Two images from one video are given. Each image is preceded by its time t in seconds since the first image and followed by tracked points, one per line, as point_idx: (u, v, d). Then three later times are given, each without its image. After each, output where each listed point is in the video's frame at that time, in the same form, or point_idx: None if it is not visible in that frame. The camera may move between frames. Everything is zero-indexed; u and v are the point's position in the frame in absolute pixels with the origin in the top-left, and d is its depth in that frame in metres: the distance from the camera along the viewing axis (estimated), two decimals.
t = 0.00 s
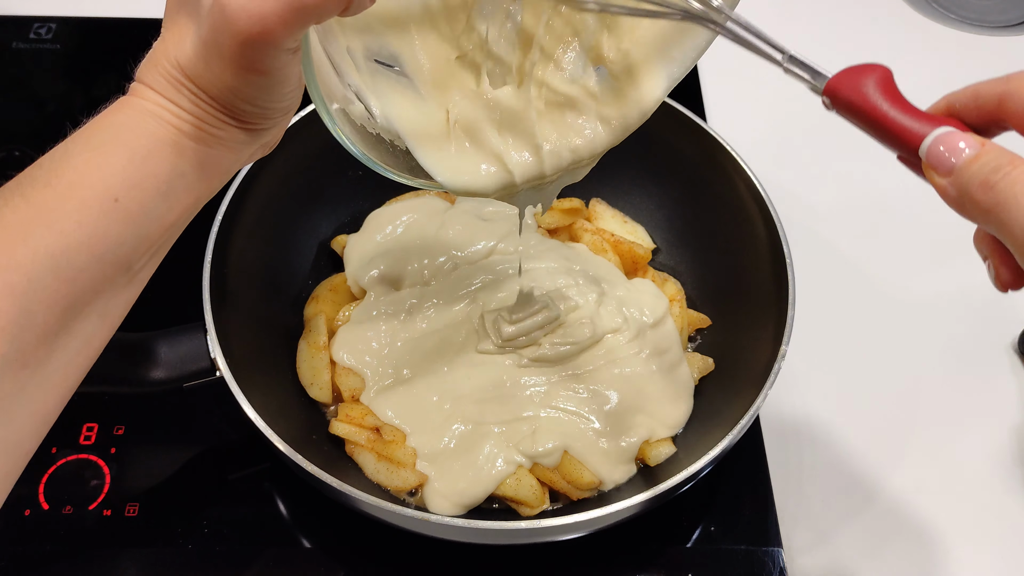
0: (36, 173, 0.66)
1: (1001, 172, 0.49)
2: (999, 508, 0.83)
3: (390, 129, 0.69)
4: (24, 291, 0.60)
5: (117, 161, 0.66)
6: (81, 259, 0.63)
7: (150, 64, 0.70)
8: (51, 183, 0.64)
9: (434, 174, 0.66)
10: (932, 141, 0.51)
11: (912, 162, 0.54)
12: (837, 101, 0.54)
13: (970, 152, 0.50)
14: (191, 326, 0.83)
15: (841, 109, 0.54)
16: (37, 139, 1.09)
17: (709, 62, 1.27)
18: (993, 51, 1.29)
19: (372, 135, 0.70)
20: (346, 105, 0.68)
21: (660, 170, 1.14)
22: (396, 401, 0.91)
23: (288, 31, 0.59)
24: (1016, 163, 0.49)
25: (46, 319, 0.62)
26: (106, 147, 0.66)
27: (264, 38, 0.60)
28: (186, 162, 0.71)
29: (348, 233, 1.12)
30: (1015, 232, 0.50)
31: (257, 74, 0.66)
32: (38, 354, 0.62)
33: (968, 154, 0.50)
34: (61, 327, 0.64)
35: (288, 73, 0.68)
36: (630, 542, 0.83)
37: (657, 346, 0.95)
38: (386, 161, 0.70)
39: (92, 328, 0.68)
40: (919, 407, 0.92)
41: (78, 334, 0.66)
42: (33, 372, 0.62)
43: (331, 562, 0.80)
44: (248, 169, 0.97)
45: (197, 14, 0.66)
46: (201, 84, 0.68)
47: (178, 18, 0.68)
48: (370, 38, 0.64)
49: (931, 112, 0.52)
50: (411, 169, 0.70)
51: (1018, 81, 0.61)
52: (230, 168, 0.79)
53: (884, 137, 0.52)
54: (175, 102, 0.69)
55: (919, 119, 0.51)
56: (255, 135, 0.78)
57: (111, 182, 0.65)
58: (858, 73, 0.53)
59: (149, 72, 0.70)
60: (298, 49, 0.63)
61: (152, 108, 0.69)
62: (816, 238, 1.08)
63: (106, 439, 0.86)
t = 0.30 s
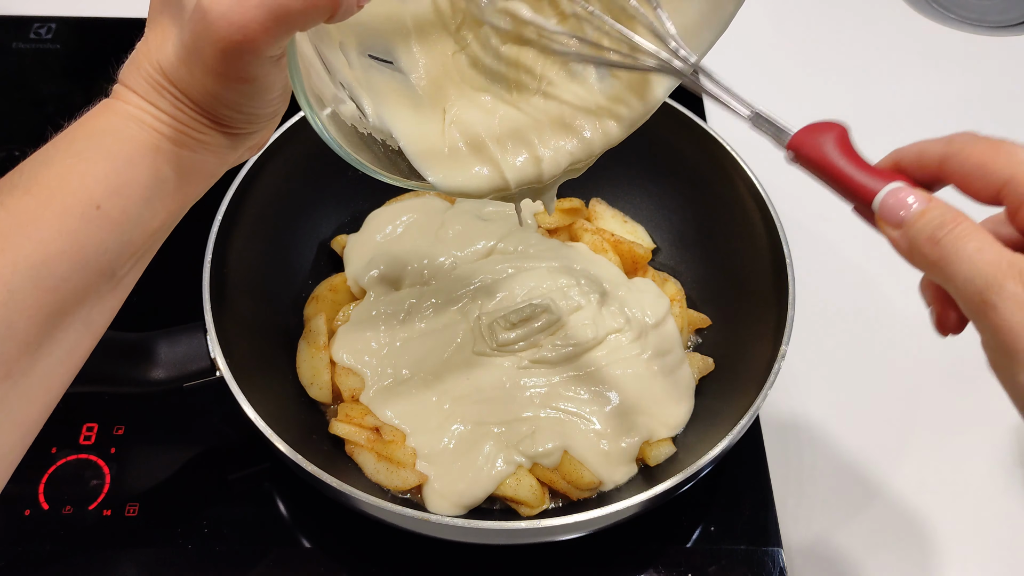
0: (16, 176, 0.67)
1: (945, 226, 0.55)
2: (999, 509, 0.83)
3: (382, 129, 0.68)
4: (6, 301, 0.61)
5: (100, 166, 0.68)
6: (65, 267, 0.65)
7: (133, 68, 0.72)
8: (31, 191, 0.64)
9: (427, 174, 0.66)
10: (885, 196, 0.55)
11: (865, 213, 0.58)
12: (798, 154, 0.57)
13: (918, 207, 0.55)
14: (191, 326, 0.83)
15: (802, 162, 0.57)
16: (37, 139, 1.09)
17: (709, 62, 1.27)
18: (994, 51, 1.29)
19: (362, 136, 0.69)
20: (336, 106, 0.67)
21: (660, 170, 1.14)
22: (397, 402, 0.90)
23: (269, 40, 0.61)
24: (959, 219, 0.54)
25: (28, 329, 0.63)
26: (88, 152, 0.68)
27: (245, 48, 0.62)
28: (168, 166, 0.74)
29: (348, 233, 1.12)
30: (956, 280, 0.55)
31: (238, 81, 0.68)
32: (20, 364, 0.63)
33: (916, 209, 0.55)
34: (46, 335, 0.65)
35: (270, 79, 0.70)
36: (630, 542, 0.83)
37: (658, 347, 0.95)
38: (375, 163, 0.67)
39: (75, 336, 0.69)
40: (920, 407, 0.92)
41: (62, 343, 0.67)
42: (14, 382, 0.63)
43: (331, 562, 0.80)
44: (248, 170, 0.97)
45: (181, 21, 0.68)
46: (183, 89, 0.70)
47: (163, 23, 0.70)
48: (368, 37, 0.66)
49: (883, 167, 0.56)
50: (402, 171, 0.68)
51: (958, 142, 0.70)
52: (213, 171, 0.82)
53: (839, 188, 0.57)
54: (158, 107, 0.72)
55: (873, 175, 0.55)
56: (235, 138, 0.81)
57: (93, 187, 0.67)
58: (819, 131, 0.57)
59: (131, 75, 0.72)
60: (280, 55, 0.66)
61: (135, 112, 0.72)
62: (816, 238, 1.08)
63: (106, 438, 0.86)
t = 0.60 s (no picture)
0: (23, 182, 0.68)
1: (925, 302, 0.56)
2: (998, 509, 0.83)
3: (384, 135, 0.67)
4: (11, 305, 0.61)
5: (103, 169, 0.67)
6: (68, 270, 0.65)
7: (138, 72, 0.72)
8: (36, 195, 0.65)
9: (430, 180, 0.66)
10: (859, 280, 0.57)
11: (840, 303, 0.60)
12: (765, 250, 0.59)
13: (896, 287, 0.57)
14: (191, 326, 0.83)
15: (770, 256, 0.59)
16: (37, 139, 1.09)
17: (709, 62, 1.27)
18: (994, 51, 1.29)
19: (363, 140, 0.69)
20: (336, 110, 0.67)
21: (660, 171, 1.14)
22: (396, 402, 0.90)
23: (270, 39, 0.61)
24: (943, 291, 0.56)
25: (32, 331, 0.63)
26: (92, 155, 0.67)
27: (248, 46, 0.62)
28: (173, 170, 0.73)
29: (348, 233, 1.12)
30: (960, 350, 0.54)
31: (243, 82, 0.67)
32: (26, 367, 0.64)
33: (894, 290, 0.57)
34: (49, 337, 0.65)
35: (276, 79, 0.69)
36: (630, 542, 0.83)
37: (658, 348, 0.95)
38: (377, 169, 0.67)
39: (81, 338, 0.69)
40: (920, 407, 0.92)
41: (67, 344, 0.68)
42: (19, 384, 0.64)
43: (331, 562, 0.80)
44: (248, 170, 0.97)
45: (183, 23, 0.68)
46: (188, 92, 0.70)
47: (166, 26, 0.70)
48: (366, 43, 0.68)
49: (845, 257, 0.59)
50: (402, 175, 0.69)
51: (912, 232, 0.76)
52: (219, 175, 0.81)
53: (812, 277, 0.59)
54: (163, 110, 0.71)
55: (839, 264, 0.58)
56: (242, 142, 0.80)
57: (96, 190, 0.66)
58: (780, 227, 0.59)
59: (136, 79, 0.72)
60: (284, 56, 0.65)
61: (140, 116, 0.71)
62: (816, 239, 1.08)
63: (106, 438, 0.86)
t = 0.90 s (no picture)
0: (11, 178, 0.67)
1: None
2: (998, 509, 0.84)
3: (372, 128, 0.70)
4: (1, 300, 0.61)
5: (93, 166, 0.68)
6: (58, 265, 0.65)
7: (126, 69, 0.72)
8: (25, 190, 0.65)
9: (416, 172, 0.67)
10: (976, 266, 0.47)
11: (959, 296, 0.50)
12: (865, 238, 0.50)
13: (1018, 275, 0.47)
14: (191, 326, 0.83)
15: (866, 242, 0.51)
16: (37, 139, 1.09)
17: (710, 62, 1.27)
18: (994, 51, 1.29)
19: (352, 134, 0.71)
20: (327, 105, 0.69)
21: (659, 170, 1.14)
22: (396, 401, 0.90)
23: (261, 34, 0.61)
24: None
25: (24, 327, 0.63)
26: (83, 152, 0.68)
27: (239, 42, 0.62)
28: (164, 164, 0.74)
29: (348, 233, 1.12)
30: None
31: (232, 77, 0.69)
32: (18, 362, 0.64)
33: (1015, 277, 0.47)
34: (40, 334, 0.65)
35: (264, 75, 0.71)
36: (630, 542, 0.83)
37: (660, 348, 0.95)
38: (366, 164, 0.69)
39: (73, 334, 0.69)
40: (919, 407, 0.92)
41: (58, 341, 0.68)
42: (11, 380, 0.64)
43: (331, 562, 0.80)
44: (248, 170, 0.97)
45: (172, 20, 0.68)
46: (177, 88, 0.71)
47: (154, 21, 0.71)
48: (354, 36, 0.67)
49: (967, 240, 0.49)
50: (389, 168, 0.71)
51: None
52: (209, 169, 0.83)
53: (921, 268, 0.49)
54: (152, 106, 0.72)
55: (956, 248, 0.48)
56: (229, 135, 0.82)
57: (87, 186, 0.67)
58: (881, 208, 0.50)
59: (125, 75, 0.72)
60: (273, 51, 0.66)
61: (129, 112, 0.72)
62: (816, 238, 1.08)
63: (106, 439, 0.86)
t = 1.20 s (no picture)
0: (13, 175, 0.67)
1: None
2: (999, 509, 0.83)
3: (375, 125, 0.69)
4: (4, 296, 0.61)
5: (95, 163, 0.68)
6: (60, 263, 0.65)
7: (128, 66, 0.72)
8: (26, 189, 0.65)
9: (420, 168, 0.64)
10: (976, 187, 0.49)
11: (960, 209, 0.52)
12: (878, 141, 0.52)
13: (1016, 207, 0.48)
14: (191, 326, 0.83)
15: (881, 146, 0.53)
16: (37, 139, 1.08)
17: (709, 62, 1.27)
18: (994, 51, 1.29)
19: (356, 132, 0.70)
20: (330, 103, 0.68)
21: (659, 169, 1.14)
22: (396, 401, 0.90)
23: (262, 29, 0.61)
24: None
25: (27, 324, 0.63)
26: (84, 149, 0.68)
27: (239, 37, 0.63)
28: (165, 161, 0.74)
29: (348, 233, 1.12)
30: None
31: (233, 73, 0.69)
32: (21, 359, 0.64)
33: (1012, 209, 0.48)
34: (42, 333, 0.65)
35: (265, 71, 0.71)
36: (630, 542, 0.83)
37: (661, 348, 0.95)
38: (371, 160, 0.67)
39: (76, 331, 0.69)
40: (919, 407, 0.92)
41: (61, 339, 0.67)
42: (14, 377, 0.64)
43: (331, 562, 0.80)
44: (248, 169, 0.97)
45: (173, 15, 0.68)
46: (179, 84, 0.71)
47: (155, 18, 0.71)
48: (354, 33, 0.67)
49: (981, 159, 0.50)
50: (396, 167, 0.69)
51: None
52: (211, 167, 0.82)
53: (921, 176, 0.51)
54: (153, 102, 0.72)
55: (965, 168, 0.49)
56: (232, 133, 0.82)
57: (89, 183, 0.67)
58: (900, 113, 0.52)
59: (127, 72, 0.72)
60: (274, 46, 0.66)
61: (130, 109, 0.72)
62: (815, 238, 1.08)
63: (106, 439, 0.86)
